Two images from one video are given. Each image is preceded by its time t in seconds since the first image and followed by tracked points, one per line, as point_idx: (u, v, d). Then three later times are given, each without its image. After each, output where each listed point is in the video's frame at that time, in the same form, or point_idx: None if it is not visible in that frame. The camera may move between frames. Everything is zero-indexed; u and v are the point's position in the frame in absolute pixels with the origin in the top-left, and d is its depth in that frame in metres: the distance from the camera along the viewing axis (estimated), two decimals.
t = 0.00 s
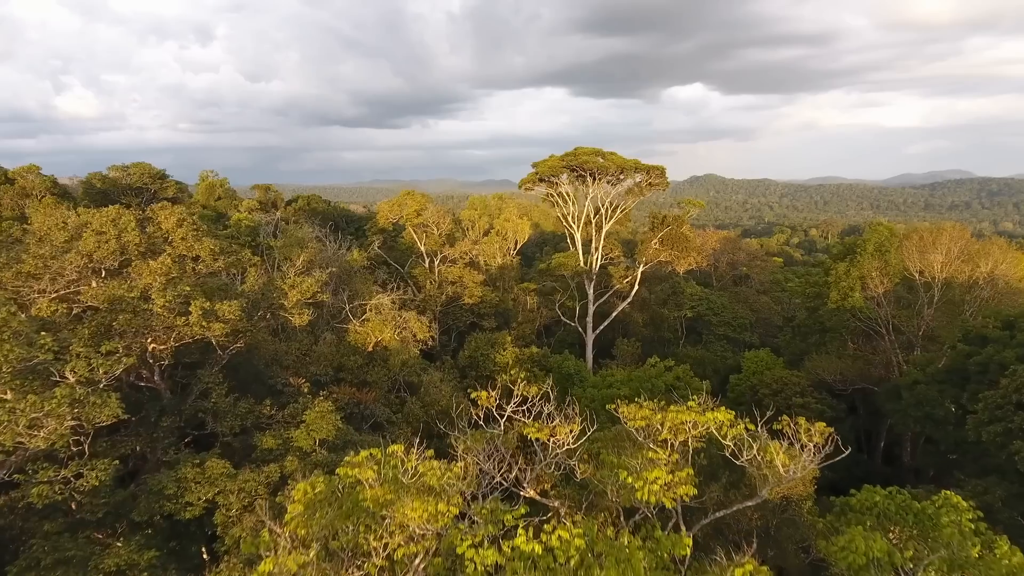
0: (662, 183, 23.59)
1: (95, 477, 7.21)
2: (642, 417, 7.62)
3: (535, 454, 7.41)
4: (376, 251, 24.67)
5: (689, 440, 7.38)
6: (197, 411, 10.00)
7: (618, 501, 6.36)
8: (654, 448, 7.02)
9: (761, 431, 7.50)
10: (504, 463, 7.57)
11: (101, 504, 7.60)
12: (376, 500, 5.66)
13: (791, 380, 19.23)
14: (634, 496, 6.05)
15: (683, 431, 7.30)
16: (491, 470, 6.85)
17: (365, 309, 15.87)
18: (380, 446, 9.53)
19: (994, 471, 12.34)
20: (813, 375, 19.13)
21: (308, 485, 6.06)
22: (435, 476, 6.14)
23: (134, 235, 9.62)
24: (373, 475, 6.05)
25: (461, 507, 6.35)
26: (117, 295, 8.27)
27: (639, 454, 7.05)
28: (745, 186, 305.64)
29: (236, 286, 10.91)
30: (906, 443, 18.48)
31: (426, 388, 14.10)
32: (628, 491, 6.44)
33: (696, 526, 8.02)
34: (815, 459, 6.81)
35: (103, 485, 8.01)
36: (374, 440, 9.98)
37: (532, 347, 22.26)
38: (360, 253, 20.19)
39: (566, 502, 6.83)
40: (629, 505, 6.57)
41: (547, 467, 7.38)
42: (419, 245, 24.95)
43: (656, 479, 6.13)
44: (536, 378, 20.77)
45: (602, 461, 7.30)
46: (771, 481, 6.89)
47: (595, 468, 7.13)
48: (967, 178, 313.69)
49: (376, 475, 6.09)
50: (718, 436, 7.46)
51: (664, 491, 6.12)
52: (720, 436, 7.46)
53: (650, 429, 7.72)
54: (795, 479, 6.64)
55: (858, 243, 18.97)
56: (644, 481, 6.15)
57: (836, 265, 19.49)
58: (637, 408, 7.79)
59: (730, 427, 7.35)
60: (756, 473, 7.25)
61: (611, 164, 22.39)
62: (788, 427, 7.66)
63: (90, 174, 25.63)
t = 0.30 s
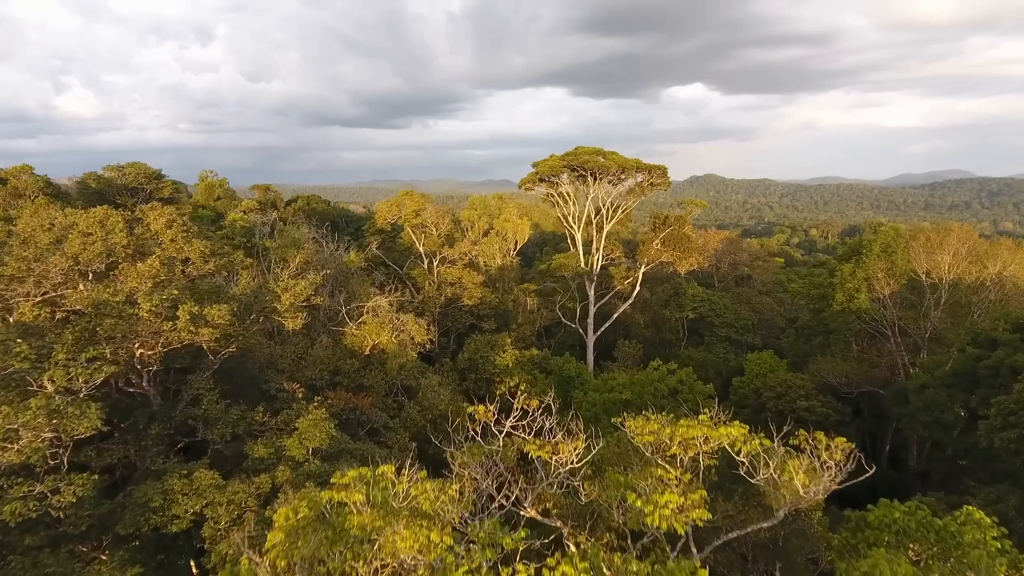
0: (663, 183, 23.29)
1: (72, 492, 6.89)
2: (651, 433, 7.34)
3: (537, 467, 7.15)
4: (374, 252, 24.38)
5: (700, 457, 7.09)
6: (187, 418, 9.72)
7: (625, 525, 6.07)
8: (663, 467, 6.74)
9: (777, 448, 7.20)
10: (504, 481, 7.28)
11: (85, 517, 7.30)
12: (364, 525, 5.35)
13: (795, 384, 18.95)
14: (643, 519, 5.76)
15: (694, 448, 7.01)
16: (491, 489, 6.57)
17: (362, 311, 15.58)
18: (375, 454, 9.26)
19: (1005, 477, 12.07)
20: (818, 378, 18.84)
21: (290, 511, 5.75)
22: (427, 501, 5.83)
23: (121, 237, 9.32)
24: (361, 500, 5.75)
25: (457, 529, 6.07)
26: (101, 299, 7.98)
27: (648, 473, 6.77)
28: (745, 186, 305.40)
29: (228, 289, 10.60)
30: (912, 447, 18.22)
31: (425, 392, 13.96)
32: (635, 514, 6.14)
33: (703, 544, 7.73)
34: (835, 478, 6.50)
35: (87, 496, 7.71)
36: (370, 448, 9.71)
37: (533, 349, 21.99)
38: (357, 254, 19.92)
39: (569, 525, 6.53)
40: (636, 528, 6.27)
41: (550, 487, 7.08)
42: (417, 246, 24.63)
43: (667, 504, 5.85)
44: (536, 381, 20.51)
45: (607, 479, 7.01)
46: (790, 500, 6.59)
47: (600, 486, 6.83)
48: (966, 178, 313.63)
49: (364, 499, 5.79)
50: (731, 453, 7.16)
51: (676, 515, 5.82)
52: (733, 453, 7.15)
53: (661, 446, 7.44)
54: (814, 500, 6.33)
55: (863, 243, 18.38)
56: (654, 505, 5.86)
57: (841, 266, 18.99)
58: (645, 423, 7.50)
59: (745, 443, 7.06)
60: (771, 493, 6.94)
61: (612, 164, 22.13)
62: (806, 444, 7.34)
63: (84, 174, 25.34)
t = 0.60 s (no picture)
0: (665, 183, 22.93)
1: (43, 513, 6.49)
2: (663, 452, 7.02)
3: (539, 487, 6.84)
4: (371, 254, 24.04)
5: (715, 478, 6.78)
6: (175, 427, 9.38)
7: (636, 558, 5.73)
8: (676, 490, 6.45)
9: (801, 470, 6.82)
10: (505, 502, 6.97)
11: (64, 533, 6.97)
12: (347, 564, 4.93)
13: (800, 388, 18.63)
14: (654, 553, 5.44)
15: (708, 468, 6.73)
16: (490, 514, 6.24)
17: (358, 314, 15.26)
18: (370, 465, 8.92)
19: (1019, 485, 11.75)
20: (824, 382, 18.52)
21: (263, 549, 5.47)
22: (417, 534, 5.47)
23: (105, 239, 8.96)
24: (345, 533, 5.40)
25: (452, 558, 5.75)
26: (81, 304, 7.64)
27: (660, 498, 6.45)
28: (745, 186, 305.13)
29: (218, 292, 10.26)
30: (920, 452, 17.89)
31: (424, 399, 13.93)
32: (647, 544, 5.82)
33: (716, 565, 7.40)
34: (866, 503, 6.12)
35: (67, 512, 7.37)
36: (365, 459, 9.39)
37: (533, 352, 21.68)
38: (355, 256, 19.59)
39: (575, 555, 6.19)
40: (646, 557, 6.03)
41: (555, 513, 6.72)
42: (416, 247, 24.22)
43: (683, 537, 5.52)
44: (537, 384, 20.20)
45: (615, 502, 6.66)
46: (813, 526, 6.24)
47: (608, 508, 6.54)
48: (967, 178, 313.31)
49: (347, 534, 5.43)
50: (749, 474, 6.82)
51: (693, 549, 5.49)
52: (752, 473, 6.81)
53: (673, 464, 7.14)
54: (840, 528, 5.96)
55: (870, 243, 17.93)
56: (669, 540, 5.52)
57: (848, 267, 18.57)
58: (656, 441, 7.20)
59: (764, 464, 6.72)
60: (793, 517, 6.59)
61: (614, 164, 21.87)
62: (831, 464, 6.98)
63: (78, 174, 25.00)
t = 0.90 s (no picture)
0: (668, 183, 22.59)
1: (12, 534, 6.12)
2: (674, 473, 6.90)
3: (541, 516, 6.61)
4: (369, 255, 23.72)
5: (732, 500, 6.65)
6: (163, 436, 9.06)
7: None
8: (690, 515, 6.34)
9: (824, 494, 6.66)
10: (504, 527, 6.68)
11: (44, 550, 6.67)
12: None
13: (805, 391, 18.32)
14: None
15: (724, 490, 6.60)
16: (488, 542, 5.98)
17: (355, 317, 14.95)
18: (364, 475, 8.61)
19: None
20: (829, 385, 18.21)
21: None
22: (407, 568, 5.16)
23: (91, 242, 8.60)
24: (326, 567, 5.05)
25: None
26: (63, 310, 7.31)
27: (673, 525, 6.26)
28: (746, 186, 304.89)
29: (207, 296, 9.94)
30: (927, 457, 17.60)
31: (422, 404, 13.63)
32: None
33: None
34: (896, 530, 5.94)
35: (49, 526, 7.07)
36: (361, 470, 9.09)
37: (533, 354, 21.39)
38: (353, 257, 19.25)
39: None
40: None
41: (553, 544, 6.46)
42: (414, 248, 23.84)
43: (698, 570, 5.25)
44: (537, 387, 19.91)
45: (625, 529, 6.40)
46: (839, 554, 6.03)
47: (617, 535, 6.31)
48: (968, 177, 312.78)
49: (331, 566, 5.07)
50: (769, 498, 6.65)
51: None
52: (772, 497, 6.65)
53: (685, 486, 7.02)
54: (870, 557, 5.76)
55: (876, 244, 17.61)
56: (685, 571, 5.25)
57: (853, 268, 18.24)
58: (669, 462, 7.08)
59: (783, 487, 6.54)
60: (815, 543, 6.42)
61: (615, 164, 21.60)
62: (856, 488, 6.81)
63: (72, 175, 24.71)
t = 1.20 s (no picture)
0: (670, 183, 22.18)
1: None
2: (693, 502, 6.79)
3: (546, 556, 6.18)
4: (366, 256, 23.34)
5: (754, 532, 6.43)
6: (148, 446, 8.68)
7: None
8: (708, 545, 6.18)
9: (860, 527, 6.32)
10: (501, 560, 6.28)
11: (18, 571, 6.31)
12: None
13: (811, 395, 17.96)
14: None
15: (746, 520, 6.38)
16: None
17: (351, 321, 14.60)
18: (358, 489, 8.25)
19: None
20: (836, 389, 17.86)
21: None
22: None
23: (73, 244, 8.22)
24: None
25: None
26: (39, 316, 6.94)
27: (691, 560, 6.02)
28: (746, 186, 304.60)
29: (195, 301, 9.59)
30: (935, 462, 17.26)
31: (420, 410, 13.31)
32: None
33: None
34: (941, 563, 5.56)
35: (23, 545, 6.69)
36: (355, 482, 8.74)
37: (534, 357, 21.04)
38: (350, 259, 18.88)
39: None
40: None
41: None
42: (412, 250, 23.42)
43: None
44: (538, 391, 19.57)
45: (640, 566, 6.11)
46: None
47: None
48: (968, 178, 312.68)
49: None
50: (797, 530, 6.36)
51: None
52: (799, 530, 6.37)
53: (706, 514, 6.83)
54: None
55: (884, 246, 17.21)
56: None
57: (860, 270, 17.84)
58: (686, 491, 6.92)
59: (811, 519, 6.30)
60: None
61: (617, 163, 21.25)
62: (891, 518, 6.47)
63: (66, 175, 24.39)
